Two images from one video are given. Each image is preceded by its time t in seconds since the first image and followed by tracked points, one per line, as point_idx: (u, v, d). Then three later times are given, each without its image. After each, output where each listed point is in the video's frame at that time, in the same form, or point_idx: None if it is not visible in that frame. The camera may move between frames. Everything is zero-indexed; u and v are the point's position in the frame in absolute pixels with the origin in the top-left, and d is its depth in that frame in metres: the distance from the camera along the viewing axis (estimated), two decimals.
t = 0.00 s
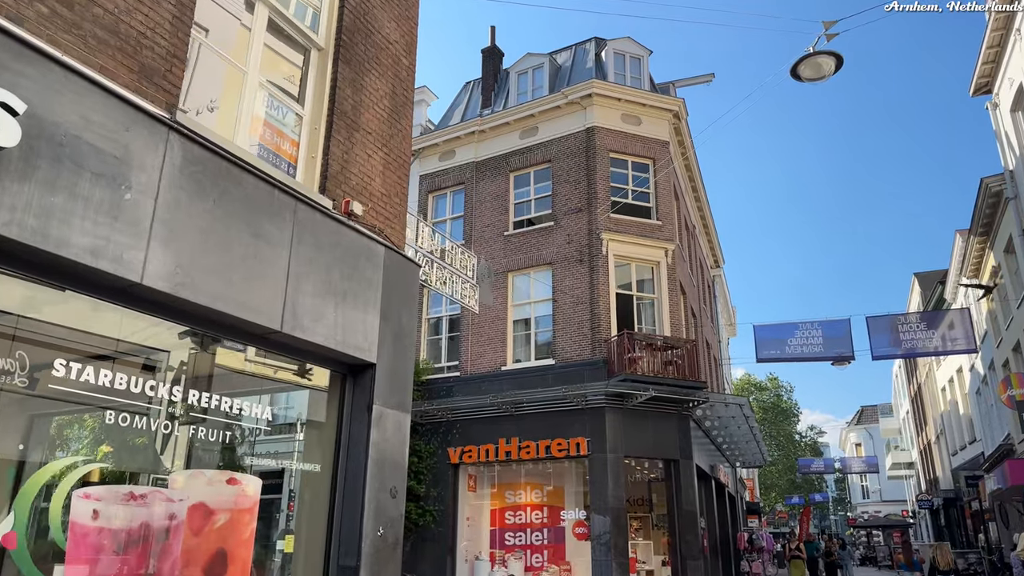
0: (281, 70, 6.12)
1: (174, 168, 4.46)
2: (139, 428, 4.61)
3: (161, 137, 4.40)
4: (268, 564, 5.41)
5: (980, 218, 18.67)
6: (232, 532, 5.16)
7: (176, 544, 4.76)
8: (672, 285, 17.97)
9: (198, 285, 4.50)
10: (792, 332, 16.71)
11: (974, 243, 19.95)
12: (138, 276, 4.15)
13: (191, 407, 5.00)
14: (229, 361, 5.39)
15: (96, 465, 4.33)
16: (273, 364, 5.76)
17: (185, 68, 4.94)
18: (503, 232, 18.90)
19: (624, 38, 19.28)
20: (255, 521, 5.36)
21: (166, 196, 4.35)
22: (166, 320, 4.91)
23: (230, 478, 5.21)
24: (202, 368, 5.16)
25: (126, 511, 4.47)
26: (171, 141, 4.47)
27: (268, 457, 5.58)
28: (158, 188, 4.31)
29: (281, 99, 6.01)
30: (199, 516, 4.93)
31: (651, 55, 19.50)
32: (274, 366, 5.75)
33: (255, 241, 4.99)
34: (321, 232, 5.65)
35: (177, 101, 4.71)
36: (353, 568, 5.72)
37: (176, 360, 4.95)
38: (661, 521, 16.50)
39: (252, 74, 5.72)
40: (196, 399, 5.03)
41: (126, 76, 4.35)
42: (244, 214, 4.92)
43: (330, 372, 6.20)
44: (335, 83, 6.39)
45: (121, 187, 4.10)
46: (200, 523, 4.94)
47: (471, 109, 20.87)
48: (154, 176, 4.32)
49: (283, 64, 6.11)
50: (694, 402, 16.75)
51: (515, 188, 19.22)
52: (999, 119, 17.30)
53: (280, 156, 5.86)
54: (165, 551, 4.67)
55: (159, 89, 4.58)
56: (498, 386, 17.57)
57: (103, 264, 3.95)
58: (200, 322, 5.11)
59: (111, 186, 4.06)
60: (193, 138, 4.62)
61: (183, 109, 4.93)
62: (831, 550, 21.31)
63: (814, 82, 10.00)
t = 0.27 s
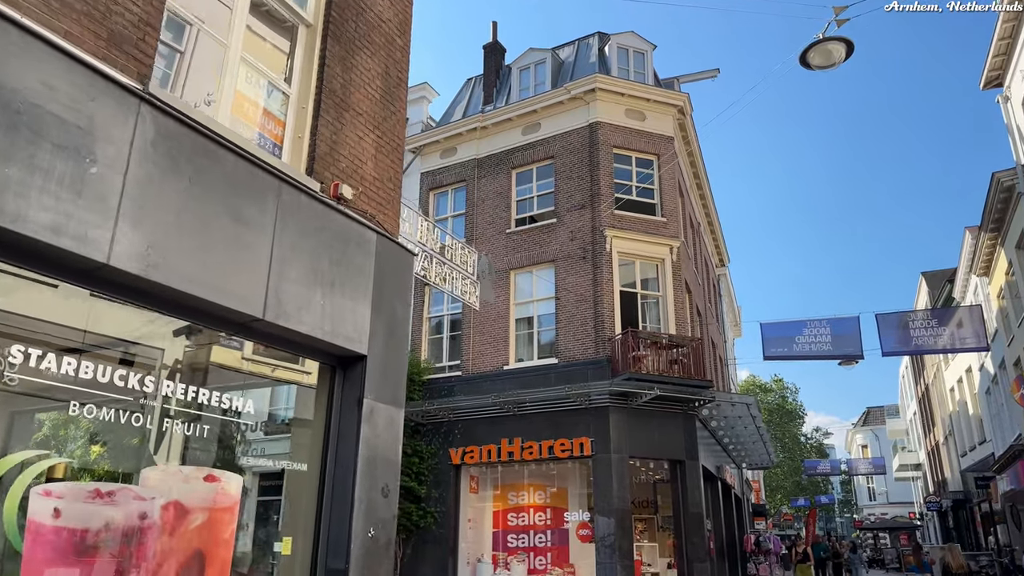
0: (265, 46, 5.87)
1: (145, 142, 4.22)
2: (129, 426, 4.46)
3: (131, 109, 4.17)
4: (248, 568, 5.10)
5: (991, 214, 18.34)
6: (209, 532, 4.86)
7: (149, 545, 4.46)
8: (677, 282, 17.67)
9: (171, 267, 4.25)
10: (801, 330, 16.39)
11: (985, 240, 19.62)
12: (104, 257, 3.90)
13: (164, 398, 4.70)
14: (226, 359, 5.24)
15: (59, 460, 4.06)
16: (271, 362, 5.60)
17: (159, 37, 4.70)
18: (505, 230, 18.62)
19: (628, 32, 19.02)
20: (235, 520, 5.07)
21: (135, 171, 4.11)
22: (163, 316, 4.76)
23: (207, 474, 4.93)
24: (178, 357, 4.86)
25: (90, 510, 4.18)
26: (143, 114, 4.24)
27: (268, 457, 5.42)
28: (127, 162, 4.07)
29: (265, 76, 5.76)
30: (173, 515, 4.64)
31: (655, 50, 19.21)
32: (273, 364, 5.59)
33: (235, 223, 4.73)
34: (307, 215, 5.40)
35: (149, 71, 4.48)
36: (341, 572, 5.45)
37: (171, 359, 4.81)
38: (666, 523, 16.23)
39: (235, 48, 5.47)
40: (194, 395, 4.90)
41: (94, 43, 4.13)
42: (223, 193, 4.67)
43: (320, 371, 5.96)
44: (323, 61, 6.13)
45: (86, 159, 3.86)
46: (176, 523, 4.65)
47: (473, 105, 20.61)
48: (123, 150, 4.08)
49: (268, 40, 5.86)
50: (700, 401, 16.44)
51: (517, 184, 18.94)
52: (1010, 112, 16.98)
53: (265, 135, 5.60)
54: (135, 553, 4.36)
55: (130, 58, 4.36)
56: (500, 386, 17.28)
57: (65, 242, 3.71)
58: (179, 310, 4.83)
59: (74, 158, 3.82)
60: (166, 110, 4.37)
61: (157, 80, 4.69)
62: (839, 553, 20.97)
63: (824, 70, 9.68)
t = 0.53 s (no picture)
0: (248, 19, 5.61)
1: (111, 111, 3.97)
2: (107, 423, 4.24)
3: (96, 76, 3.92)
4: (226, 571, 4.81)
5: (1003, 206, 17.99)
6: (182, 532, 4.59)
7: (114, 547, 4.19)
8: (682, 277, 17.36)
9: (139, 245, 3.99)
10: (809, 325, 16.08)
11: (996, 233, 19.27)
12: (64, 234, 3.64)
13: (135, 390, 4.43)
14: (221, 356, 5.09)
15: (18, 456, 3.79)
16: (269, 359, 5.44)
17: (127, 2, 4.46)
18: (507, 225, 18.33)
19: (631, 24, 18.72)
20: (212, 520, 4.80)
21: (99, 142, 3.86)
22: (157, 311, 4.62)
23: (182, 471, 4.67)
24: (148, 339, 4.57)
25: (51, 509, 3.91)
26: (108, 81, 3.99)
27: (265, 455, 5.27)
28: (90, 132, 3.82)
29: (247, 49, 5.50)
30: (143, 513, 4.40)
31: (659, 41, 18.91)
32: (270, 361, 5.43)
33: (212, 201, 4.48)
34: (291, 195, 5.15)
35: (117, 38, 4.29)
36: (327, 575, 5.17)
37: (166, 355, 4.67)
38: (672, 522, 15.90)
39: (213, 19, 5.21)
40: (192, 391, 4.80)
41: (55, 6, 3.92)
42: (198, 169, 4.42)
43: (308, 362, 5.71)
44: (310, 34, 5.88)
45: (44, 128, 3.61)
46: (146, 523, 4.42)
47: (474, 99, 20.34)
48: (85, 120, 3.82)
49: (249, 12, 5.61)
50: (706, 398, 16.14)
51: (519, 179, 18.65)
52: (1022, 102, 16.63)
53: (246, 111, 5.34)
54: (100, 555, 4.10)
55: (95, 23, 4.17)
56: (502, 383, 16.99)
57: (20, 217, 3.45)
58: (154, 298, 4.56)
59: (31, 126, 3.56)
60: (133, 79, 4.13)
61: (126, 48, 4.45)
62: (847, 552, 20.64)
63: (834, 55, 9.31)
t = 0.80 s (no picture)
0: None
1: (66, 75, 3.73)
2: (60, 412, 3.93)
3: (49, 37, 3.68)
4: (197, 572, 4.54)
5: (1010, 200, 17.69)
6: (146, 532, 4.28)
7: (69, 544, 3.90)
8: (684, 273, 17.08)
9: (96, 219, 3.76)
10: (813, 322, 15.80)
11: (1002, 228, 18.98)
12: (10, 207, 3.38)
13: (92, 379, 4.13)
14: (213, 351, 4.96)
15: None
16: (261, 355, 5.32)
17: None
18: (506, 219, 18.05)
19: (632, 15, 18.43)
20: (179, 519, 4.50)
21: (52, 107, 3.62)
22: (138, 299, 4.44)
23: (146, 466, 4.36)
24: (110, 327, 4.29)
25: None
26: (62, 43, 3.75)
27: (240, 450, 5.02)
28: (41, 97, 3.57)
29: (222, 19, 5.25)
30: (99, 512, 4.09)
31: (660, 33, 18.63)
32: (263, 357, 5.32)
33: (176, 175, 4.25)
34: (265, 172, 4.92)
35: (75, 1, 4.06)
36: None
37: (155, 350, 4.54)
38: (673, 521, 15.63)
39: None
40: (170, 382, 4.58)
41: None
42: (162, 140, 4.19)
43: (286, 362, 5.49)
44: (289, 5, 5.65)
45: None
46: (103, 522, 4.10)
47: (473, 92, 20.06)
48: (36, 84, 3.57)
49: None
50: (707, 395, 15.88)
51: (518, 173, 18.38)
52: None
53: (221, 83, 5.09)
54: (51, 557, 3.79)
55: None
56: (501, 380, 16.72)
57: None
58: (119, 281, 4.31)
59: None
60: (92, 43, 3.89)
61: (87, 11, 4.19)
62: (851, 551, 20.35)
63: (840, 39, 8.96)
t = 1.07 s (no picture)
0: None
1: (8, 30, 3.50)
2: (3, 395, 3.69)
3: None
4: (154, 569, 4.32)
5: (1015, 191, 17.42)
6: (97, 525, 4.05)
7: (8, 539, 3.64)
8: (683, 266, 16.81)
9: (40, 184, 3.53)
10: (814, 316, 15.53)
11: (1007, 221, 18.70)
12: None
13: (41, 362, 3.89)
14: (204, 344, 4.92)
15: None
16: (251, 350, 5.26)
17: None
18: (503, 212, 17.79)
19: (631, 5, 18.16)
20: (135, 512, 4.27)
21: None
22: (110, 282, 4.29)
23: (97, 454, 4.13)
24: (62, 308, 4.05)
25: None
26: None
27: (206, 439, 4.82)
28: None
29: None
30: (45, 503, 3.84)
31: (659, 23, 18.35)
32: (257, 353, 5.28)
33: (133, 142, 4.03)
34: (232, 143, 4.71)
35: None
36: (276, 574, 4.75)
37: (143, 342, 4.46)
38: (673, 518, 15.41)
39: None
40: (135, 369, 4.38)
41: None
42: (116, 104, 3.97)
43: (258, 351, 5.29)
44: None
45: None
46: (49, 514, 3.85)
47: (470, 84, 19.79)
48: None
49: None
50: (707, 390, 15.64)
51: (516, 165, 18.11)
52: None
53: (187, 50, 4.86)
54: None
55: None
56: (498, 374, 16.48)
57: None
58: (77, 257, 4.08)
59: None
60: None
61: None
62: (852, 548, 20.11)
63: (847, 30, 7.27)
